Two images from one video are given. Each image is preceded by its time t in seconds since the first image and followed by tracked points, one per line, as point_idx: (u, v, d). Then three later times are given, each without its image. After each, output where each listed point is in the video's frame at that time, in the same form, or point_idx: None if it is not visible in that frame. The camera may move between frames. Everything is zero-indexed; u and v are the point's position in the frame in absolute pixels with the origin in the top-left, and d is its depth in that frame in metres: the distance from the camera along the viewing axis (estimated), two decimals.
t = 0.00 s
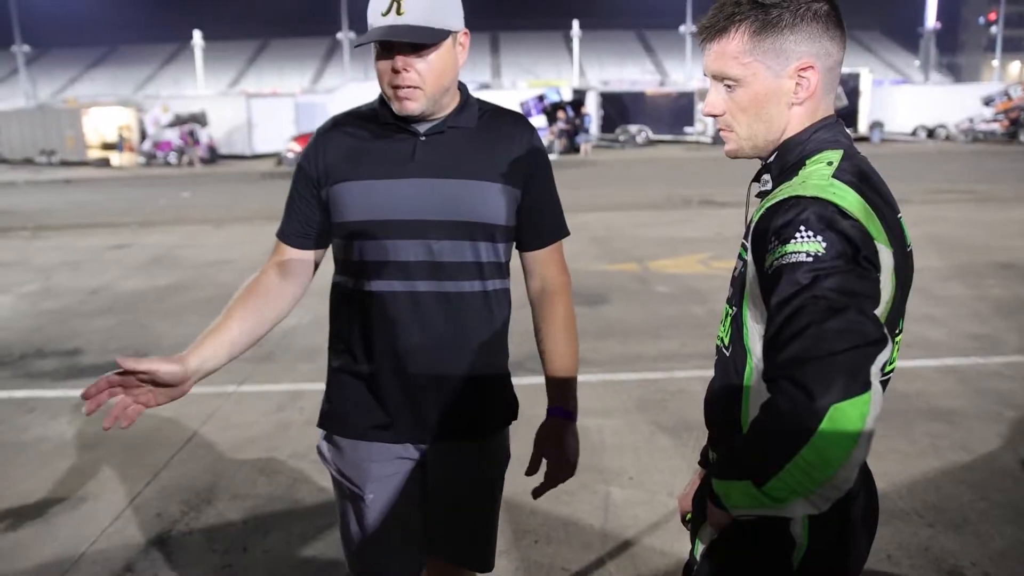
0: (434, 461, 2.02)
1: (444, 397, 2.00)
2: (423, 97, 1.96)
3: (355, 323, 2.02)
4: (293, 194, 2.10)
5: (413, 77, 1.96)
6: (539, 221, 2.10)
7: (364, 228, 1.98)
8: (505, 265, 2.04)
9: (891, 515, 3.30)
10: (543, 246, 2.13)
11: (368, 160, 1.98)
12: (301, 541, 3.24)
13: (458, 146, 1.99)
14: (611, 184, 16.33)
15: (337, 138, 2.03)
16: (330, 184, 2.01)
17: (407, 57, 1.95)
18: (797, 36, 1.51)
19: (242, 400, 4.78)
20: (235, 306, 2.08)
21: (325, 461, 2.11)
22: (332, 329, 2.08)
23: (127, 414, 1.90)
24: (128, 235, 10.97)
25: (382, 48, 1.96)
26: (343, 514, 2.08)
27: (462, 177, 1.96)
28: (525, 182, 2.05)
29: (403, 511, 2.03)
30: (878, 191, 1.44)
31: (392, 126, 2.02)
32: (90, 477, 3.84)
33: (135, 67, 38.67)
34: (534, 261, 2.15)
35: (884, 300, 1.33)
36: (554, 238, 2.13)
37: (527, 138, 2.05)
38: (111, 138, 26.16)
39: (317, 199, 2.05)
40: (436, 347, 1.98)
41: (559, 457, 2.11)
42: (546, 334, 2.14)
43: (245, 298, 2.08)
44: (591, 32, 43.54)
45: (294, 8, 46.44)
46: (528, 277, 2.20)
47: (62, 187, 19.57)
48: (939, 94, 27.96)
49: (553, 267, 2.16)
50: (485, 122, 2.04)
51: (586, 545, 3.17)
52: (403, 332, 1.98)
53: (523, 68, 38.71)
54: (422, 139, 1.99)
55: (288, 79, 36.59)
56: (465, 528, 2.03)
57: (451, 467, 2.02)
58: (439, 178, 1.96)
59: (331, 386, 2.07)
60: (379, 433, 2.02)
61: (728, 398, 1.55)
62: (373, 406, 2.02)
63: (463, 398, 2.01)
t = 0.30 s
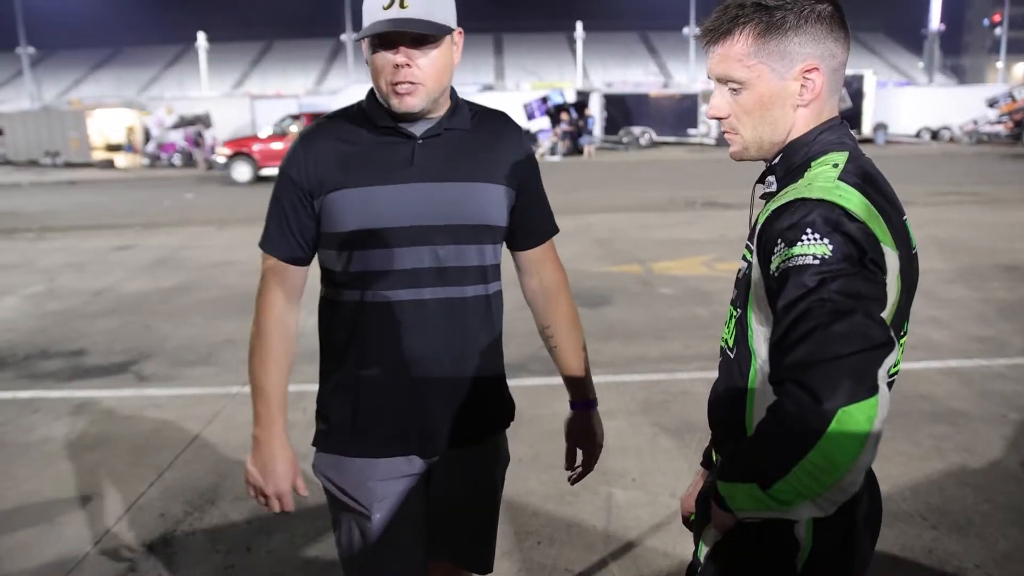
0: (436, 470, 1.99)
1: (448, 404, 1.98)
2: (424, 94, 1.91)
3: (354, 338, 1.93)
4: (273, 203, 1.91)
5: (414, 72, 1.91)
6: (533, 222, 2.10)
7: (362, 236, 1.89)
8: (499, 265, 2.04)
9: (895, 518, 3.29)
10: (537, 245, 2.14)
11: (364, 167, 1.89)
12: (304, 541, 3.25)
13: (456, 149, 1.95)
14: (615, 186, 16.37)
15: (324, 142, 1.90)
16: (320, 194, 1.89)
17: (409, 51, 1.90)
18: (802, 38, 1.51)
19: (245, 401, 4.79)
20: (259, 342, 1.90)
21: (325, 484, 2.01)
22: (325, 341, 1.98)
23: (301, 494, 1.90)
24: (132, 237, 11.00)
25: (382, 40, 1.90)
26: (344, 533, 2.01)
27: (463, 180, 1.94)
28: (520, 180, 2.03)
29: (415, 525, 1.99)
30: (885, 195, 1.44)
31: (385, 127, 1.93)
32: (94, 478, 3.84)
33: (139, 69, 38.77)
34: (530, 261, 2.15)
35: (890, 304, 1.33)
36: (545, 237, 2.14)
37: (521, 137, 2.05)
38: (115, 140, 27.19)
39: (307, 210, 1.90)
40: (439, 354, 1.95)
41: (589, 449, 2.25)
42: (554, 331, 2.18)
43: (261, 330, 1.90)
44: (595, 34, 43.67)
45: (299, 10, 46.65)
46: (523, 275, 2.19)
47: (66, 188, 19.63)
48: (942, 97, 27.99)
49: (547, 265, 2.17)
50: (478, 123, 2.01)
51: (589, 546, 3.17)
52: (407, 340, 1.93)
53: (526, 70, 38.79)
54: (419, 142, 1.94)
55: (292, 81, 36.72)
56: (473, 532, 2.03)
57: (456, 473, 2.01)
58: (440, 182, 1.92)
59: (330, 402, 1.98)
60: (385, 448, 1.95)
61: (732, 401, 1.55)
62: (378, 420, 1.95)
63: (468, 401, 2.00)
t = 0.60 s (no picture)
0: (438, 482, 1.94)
1: (451, 410, 1.93)
2: (414, 94, 1.84)
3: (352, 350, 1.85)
4: (253, 214, 1.78)
5: (403, 71, 1.84)
6: (517, 218, 2.11)
7: (359, 245, 1.81)
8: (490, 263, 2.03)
9: (897, 520, 3.29)
10: (518, 242, 2.15)
11: (359, 172, 1.80)
12: (306, 542, 3.25)
13: (446, 148, 1.92)
14: (619, 188, 16.37)
15: (306, 147, 1.78)
16: (309, 205, 1.78)
17: (398, 48, 1.83)
18: (808, 40, 1.51)
19: (247, 402, 4.79)
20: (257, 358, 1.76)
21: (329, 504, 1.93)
22: (318, 352, 1.89)
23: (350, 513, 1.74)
24: (135, 238, 11.02)
25: (370, 38, 1.82)
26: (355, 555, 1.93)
27: (456, 179, 1.90)
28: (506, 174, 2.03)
29: (421, 538, 1.93)
30: (892, 198, 1.44)
31: (373, 130, 1.86)
32: (96, 478, 3.85)
33: (143, 70, 38.81)
34: (508, 256, 2.15)
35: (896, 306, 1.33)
36: (525, 235, 2.15)
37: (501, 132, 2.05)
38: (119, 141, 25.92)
39: (299, 221, 1.79)
40: (441, 359, 1.90)
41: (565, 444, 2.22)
42: (532, 330, 2.19)
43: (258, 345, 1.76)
44: (598, 36, 43.67)
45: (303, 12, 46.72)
46: (500, 270, 2.19)
47: (70, 189, 19.66)
48: (946, 98, 27.94)
49: (525, 262, 2.18)
50: (461, 119, 1.98)
51: (591, 547, 3.16)
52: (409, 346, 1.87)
53: (529, 71, 38.83)
54: (410, 143, 1.88)
55: (295, 82, 36.76)
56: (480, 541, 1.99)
57: (460, 482, 1.96)
58: (434, 183, 1.87)
59: (329, 417, 1.89)
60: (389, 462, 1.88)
61: (737, 404, 1.55)
62: (382, 432, 1.88)
63: (472, 405, 1.96)
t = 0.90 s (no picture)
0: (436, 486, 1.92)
1: (447, 412, 1.91)
2: (409, 96, 1.84)
3: (341, 353, 1.84)
4: (236, 219, 1.78)
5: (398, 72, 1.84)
6: (503, 220, 2.11)
7: (344, 249, 1.80)
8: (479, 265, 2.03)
9: (897, 520, 3.29)
10: (507, 244, 2.15)
11: (343, 175, 1.81)
12: (305, 541, 3.25)
13: (431, 148, 1.91)
14: (619, 187, 16.36)
15: (290, 152, 1.79)
16: (292, 209, 1.79)
17: (394, 47, 1.82)
18: (813, 38, 1.50)
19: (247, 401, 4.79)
20: (228, 370, 1.80)
21: (322, 509, 1.92)
22: (306, 356, 1.88)
23: (294, 518, 1.67)
24: (136, 237, 11.01)
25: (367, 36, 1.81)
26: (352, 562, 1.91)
27: (441, 180, 1.90)
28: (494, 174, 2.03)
29: (416, 543, 1.91)
30: (897, 199, 1.44)
31: (359, 132, 1.85)
32: (96, 477, 3.85)
33: (143, 69, 38.78)
34: (499, 258, 2.16)
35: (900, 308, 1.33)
36: (513, 237, 2.15)
37: (487, 133, 2.05)
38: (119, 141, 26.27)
39: (281, 226, 1.80)
40: (436, 361, 1.89)
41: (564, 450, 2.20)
42: (526, 331, 2.19)
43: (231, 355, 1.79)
44: (598, 36, 43.67)
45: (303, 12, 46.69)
46: (492, 273, 2.19)
47: (70, 188, 19.64)
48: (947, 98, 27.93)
49: (516, 263, 2.19)
50: (446, 120, 1.99)
51: (590, 547, 3.16)
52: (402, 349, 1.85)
53: (530, 71, 38.83)
54: (395, 144, 1.88)
55: (296, 81, 36.76)
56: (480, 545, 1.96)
57: (461, 484, 1.94)
58: (419, 185, 1.87)
59: (319, 423, 1.88)
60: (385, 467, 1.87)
61: (738, 403, 1.55)
62: (375, 438, 1.86)
63: (472, 407, 1.96)
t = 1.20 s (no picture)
0: (434, 487, 1.92)
1: (446, 412, 1.91)
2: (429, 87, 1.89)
3: (334, 355, 1.84)
4: (226, 220, 1.79)
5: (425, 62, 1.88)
6: (498, 223, 2.10)
7: (334, 248, 1.80)
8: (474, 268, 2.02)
9: (897, 520, 3.29)
10: (503, 248, 2.14)
11: (334, 174, 1.81)
12: (305, 542, 3.24)
13: (423, 150, 1.90)
14: (620, 187, 16.35)
15: (281, 153, 1.79)
16: (282, 208, 1.79)
17: (425, 37, 1.86)
18: (817, 36, 1.50)
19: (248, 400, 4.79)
20: (221, 375, 1.81)
21: (315, 511, 1.92)
22: (300, 355, 1.88)
23: (290, 538, 1.77)
24: (135, 237, 11.01)
25: (400, 22, 1.82)
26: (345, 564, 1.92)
27: (431, 180, 1.88)
28: (489, 176, 2.02)
29: (411, 545, 1.91)
30: (898, 199, 1.44)
31: (350, 132, 1.85)
32: (97, 476, 3.85)
33: (143, 69, 38.74)
34: (496, 262, 2.15)
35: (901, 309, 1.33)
36: (510, 239, 2.15)
37: (483, 136, 2.04)
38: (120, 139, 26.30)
39: (268, 225, 1.79)
40: (433, 363, 1.88)
41: (567, 455, 2.21)
42: (523, 335, 2.18)
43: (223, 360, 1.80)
44: (599, 35, 43.68)
45: (304, 12, 46.70)
46: (489, 278, 2.19)
47: (71, 188, 19.66)
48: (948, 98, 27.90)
49: (514, 267, 2.18)
50: (440, 121, 1.98)
51: (590, 548, 3.15)
52: (398, 351, 1.85)
53: (530, 70, 38.82)
54: (386, 144, 1.87)
55: (296, 81, 36.74)
56: (480, 546, 1.96)
57: (461, 484, 1.94)
58: (410, 185, 1.86)
59: (312, 424, 1.88)
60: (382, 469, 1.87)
61: (738, 402, 1.55)
62: (371, 439, 1.86)
63: (471, 407, 1.96)
